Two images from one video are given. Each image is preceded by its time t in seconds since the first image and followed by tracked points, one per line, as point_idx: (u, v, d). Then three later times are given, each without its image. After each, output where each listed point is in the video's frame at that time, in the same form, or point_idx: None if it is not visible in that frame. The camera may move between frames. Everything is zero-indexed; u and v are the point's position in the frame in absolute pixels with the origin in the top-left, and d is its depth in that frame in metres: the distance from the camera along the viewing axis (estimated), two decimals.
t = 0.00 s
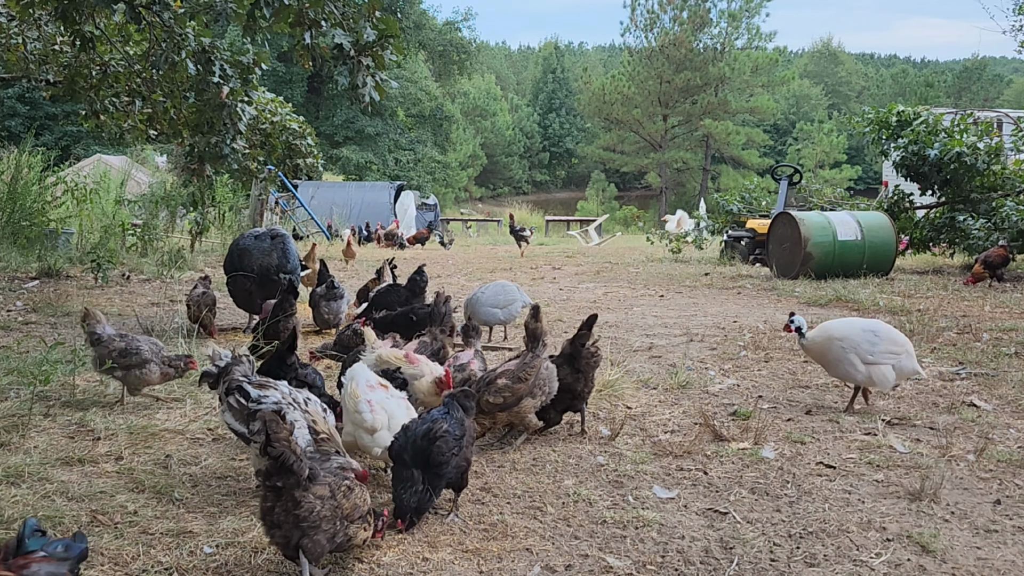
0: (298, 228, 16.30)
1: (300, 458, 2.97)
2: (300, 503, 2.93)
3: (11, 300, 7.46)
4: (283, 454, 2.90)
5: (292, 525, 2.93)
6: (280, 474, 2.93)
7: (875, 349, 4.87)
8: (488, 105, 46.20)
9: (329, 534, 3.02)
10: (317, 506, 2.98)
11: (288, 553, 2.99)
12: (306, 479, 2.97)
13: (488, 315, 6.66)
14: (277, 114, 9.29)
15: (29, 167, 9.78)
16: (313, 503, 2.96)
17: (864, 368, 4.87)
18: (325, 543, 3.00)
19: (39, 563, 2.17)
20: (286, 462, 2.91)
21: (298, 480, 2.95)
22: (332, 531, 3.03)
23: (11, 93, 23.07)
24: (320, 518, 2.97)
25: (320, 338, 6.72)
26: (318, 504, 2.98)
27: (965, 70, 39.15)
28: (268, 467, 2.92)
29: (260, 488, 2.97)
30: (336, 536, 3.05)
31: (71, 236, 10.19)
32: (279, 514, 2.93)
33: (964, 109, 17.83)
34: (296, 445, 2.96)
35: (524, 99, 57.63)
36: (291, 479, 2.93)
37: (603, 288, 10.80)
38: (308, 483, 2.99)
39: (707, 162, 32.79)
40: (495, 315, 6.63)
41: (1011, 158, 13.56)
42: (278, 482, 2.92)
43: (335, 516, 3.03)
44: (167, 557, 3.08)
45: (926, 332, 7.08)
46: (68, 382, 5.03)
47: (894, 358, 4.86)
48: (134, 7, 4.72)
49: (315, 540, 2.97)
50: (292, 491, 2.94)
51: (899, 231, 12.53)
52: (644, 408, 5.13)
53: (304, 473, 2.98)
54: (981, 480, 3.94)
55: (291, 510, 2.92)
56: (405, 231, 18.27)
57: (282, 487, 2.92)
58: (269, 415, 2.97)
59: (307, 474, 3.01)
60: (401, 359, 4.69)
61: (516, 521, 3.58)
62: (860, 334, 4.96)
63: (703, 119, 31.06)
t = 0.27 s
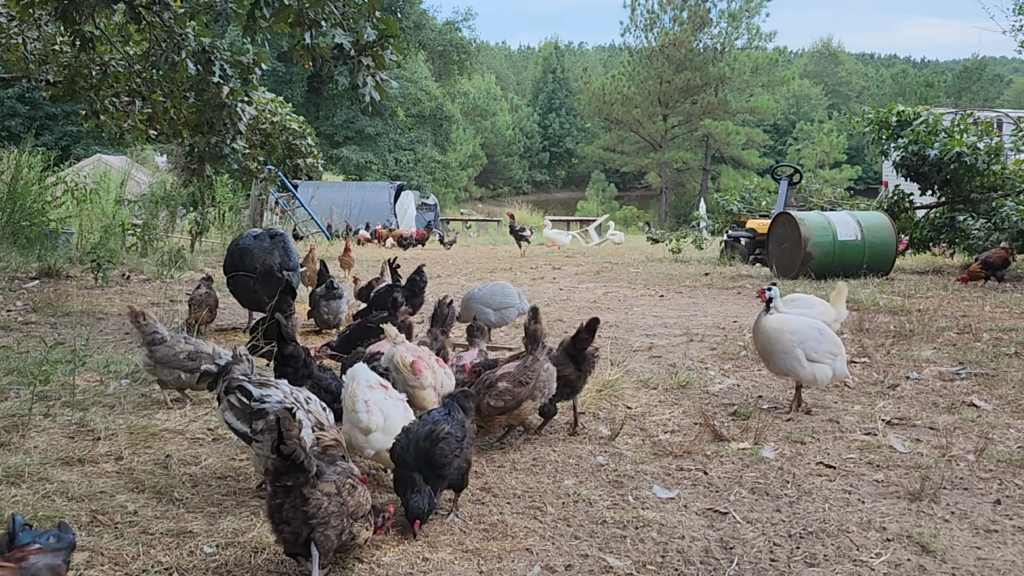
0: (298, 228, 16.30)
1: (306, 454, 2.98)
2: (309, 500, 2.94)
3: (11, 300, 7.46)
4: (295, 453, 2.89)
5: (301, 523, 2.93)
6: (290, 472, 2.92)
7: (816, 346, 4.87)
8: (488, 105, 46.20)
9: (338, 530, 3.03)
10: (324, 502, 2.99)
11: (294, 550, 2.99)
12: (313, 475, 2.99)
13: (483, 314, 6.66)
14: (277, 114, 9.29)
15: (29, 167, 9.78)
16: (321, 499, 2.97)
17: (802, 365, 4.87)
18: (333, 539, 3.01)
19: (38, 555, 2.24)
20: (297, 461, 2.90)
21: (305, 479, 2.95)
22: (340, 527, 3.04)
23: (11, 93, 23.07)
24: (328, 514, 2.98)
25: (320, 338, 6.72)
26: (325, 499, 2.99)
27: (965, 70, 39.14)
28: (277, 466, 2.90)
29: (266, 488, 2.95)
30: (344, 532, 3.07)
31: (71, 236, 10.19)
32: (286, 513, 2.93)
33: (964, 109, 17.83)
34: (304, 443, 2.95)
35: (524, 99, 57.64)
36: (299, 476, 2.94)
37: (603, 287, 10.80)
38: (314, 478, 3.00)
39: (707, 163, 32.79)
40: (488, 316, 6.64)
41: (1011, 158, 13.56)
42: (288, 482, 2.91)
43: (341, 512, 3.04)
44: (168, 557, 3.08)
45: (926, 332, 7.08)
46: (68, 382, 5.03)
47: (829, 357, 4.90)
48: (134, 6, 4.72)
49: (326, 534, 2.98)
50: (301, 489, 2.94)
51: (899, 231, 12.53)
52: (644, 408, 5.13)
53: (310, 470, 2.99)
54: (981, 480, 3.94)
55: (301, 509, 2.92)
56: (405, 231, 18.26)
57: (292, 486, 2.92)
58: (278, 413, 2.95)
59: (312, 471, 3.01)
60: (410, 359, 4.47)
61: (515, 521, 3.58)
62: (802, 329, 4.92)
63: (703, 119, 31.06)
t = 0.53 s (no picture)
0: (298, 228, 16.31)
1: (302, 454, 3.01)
2: (298, 501, 2.95)
3: (11, 300, 7.46)
4: (286, 451, 2.91)
5: (292, 523, 2.94)
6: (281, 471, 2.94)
7: (802, 348, 4.86)
8: (488, 105, 46.21)
9: (329, 533, 3.01)
10: (316, 504, 2.99)
11: (289, 552, 3.00)
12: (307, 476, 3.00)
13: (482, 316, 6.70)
14: (278, 114, 9.29)
15: (29, 167, 9.78)
16: (313, 503, 2.97)
17: (790, 369, 4.84)
18: (324, 542, 2.99)
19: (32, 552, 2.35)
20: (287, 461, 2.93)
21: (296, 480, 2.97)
22: (331, 531, 3.02)
23: (11, 93, 23.08)
24: (319, 517, 2.98)
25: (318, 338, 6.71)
26: (317, 502, 2.99)
27: (965, 70, 39.15)
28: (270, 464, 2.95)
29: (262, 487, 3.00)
30: (335, 536, 3.04)
31: (71, 236, 10.19)
32: (279, 512, 2.96)
33: (965, 109, 17.83)
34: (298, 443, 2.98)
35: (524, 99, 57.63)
36: (292, 476, 2.96)
37: (603, 287, 10.81)
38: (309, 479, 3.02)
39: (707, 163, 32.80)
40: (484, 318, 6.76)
41: (1011, 158, 13.57)
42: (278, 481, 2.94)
43: (334, 514, 3.03)
44: (167, 557, 3.08)
45: (926, 332, 7.08)
46: (68, 382, 5.03)
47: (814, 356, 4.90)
48: (134, 6, 4.72)
49: (318, 539, 2.98)
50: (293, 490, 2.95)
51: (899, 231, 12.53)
52: (644, 408, 5.13)
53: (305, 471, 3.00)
54: (981, 480, 3.94)
55: (290, 509, 2.94)
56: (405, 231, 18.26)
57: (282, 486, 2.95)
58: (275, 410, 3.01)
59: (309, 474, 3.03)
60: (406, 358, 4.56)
61: (515, 521, 3.58)
62: (786, 334, 4.89)
63: (703, 119, 31.07)
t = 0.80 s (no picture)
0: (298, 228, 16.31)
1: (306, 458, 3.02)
2: (300, 505, 2.94)
3: (11, 300, 7.46)
4: (290, 453, 2.92)
5: (293, 525, 2.93)
6: (285, 473, 2.95)
7: (759, 349, 4.78)
8: (488, 105, 46.23)
9: (329, 538, 3.00)
10: (317, 508, 2.98)
11: (288, 555, 2.99)
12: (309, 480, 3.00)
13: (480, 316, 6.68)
14: (278, 114, 9.29)
15: (29, 167, 9.78)
16: (313, 508, 2.96)
17: (745, 370, 4.76)
18: (322, 548, 2.97)
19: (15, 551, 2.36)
20: (291, 463, 2.94)
21: (299, 484, 2.96)
22: (331, 536, 3.00)
23: (11, 93, 23.09)
24: (319, 522, 2.96)
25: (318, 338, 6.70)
26: (318, 507, 2.98)
27: (966, 70, 39.15)
28: (273, 465, 2.95)
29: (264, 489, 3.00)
30: (334, 542, 3.02)
31: (71, 236, 10.20)
32: (280, 515, 2.95)
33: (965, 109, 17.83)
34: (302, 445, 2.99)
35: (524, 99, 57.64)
36: (294, 479, 2.96)
37: (603, 288, 10.81)
38: (312, 483, 3.01)
39: (706, 162, 32.81)
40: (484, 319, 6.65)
41: (1011, 158, 13.56)
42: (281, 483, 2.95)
43: (334, 520, 3.01)
44: (167, 557, 3.08)
45: (926, 332, 7.08)
46: (68, 382, 5.03)
47: (774, 358, 4.82)
48: (134, 6, 4.72)
49: (316, 545, 2.95)
50: (294, 494, 2.95)
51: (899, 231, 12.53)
52: (644, 408, 5.13)
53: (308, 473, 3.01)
54: (981, 481, 3.94)
55: (291, 512, 2.93)
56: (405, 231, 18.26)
57: (285, 489, 2.95)
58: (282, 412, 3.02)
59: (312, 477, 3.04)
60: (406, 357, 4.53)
61: (515, 521, 3.58)
62: (742, 335, 4.83)
63: (703, 119, 31.06)
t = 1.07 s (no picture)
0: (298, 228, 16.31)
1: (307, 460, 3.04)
2: (304, 505, 2.95)
3: (11, 300, 7.46)
4: (290, 453, 2.95)
5: (296, 526, 2.95)
6: (286, 476, 2.98)
7: (667, 349, 4.81)
8: (488, 105, 46.23)
9: (333, 536, 3.01)
10: (319, 510, 2.98)
11: (290, 556, 3.01)
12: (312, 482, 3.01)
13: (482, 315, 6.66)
14: (278, 114, 9.29)
15: (29, 167, 9.77)
16: (316, 509, 2.96)
17: (656, 370, 4.81)
18: (325, 547, 2.99)
19: None
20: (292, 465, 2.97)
21: (302, 483, 2.98)
22: (334, 535, 3.01)
23: (11, 93, 23.08)
24: (322, 522, 2.97)
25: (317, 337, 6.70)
26: (319, 509, 2.98)
27: (966, 70, 39.14)
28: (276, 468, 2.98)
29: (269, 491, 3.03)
30: (338, 540, 3.03)
31: (71, 236, 10.20)
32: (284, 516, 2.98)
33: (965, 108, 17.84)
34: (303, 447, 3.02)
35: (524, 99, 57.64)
36: (297, 481, 2.98)
37: (603, 287, 10.80)
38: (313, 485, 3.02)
39: (707, 162, 32.82)
40: (483, 318, 6.68)
41: (1011, 158, 13.56)
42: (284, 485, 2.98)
43: (336, 520, 3.01)
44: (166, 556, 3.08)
45: (926, 332, 7.07)
46: (68, 382, 5.04)
47: (691, 356, 4.82)
48: (133, 6, 4.72)
49: (318, 546, 2.97)
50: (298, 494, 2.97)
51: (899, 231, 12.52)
52: (644, 408, 5.13)
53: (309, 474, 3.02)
54: (980, 481, 3.94)
55: (295, 512, 2.95)
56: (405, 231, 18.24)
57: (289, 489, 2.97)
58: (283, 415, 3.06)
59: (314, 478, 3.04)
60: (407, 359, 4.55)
61: (515, 521, 3.58)
62: (649, 336, 4.90)
63: (703, 119, 31.06)
